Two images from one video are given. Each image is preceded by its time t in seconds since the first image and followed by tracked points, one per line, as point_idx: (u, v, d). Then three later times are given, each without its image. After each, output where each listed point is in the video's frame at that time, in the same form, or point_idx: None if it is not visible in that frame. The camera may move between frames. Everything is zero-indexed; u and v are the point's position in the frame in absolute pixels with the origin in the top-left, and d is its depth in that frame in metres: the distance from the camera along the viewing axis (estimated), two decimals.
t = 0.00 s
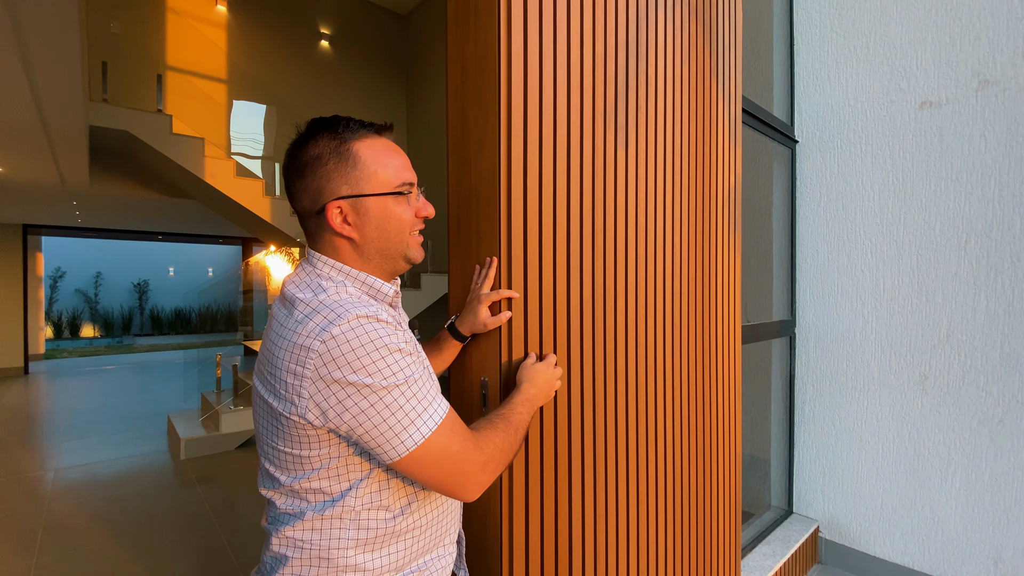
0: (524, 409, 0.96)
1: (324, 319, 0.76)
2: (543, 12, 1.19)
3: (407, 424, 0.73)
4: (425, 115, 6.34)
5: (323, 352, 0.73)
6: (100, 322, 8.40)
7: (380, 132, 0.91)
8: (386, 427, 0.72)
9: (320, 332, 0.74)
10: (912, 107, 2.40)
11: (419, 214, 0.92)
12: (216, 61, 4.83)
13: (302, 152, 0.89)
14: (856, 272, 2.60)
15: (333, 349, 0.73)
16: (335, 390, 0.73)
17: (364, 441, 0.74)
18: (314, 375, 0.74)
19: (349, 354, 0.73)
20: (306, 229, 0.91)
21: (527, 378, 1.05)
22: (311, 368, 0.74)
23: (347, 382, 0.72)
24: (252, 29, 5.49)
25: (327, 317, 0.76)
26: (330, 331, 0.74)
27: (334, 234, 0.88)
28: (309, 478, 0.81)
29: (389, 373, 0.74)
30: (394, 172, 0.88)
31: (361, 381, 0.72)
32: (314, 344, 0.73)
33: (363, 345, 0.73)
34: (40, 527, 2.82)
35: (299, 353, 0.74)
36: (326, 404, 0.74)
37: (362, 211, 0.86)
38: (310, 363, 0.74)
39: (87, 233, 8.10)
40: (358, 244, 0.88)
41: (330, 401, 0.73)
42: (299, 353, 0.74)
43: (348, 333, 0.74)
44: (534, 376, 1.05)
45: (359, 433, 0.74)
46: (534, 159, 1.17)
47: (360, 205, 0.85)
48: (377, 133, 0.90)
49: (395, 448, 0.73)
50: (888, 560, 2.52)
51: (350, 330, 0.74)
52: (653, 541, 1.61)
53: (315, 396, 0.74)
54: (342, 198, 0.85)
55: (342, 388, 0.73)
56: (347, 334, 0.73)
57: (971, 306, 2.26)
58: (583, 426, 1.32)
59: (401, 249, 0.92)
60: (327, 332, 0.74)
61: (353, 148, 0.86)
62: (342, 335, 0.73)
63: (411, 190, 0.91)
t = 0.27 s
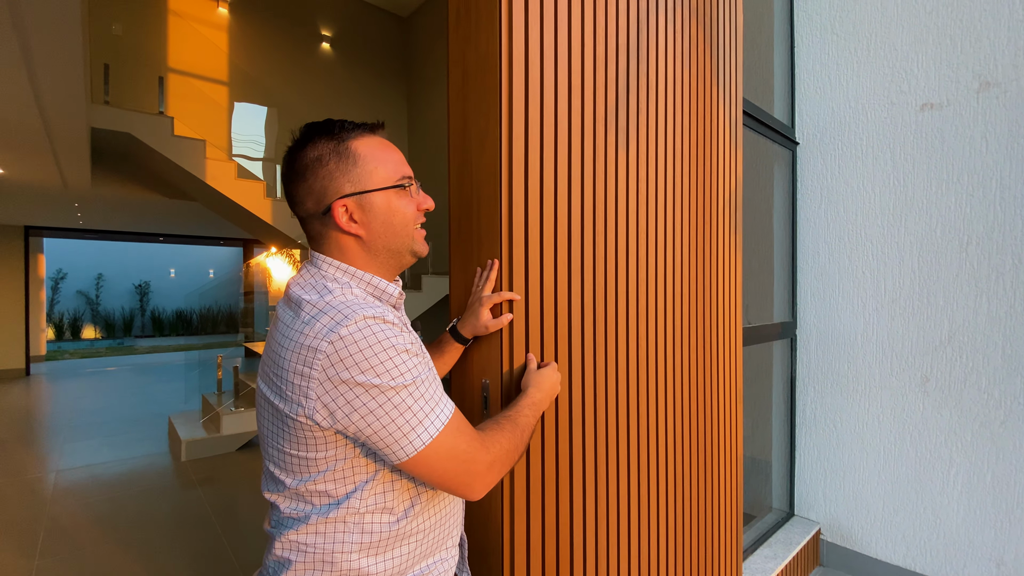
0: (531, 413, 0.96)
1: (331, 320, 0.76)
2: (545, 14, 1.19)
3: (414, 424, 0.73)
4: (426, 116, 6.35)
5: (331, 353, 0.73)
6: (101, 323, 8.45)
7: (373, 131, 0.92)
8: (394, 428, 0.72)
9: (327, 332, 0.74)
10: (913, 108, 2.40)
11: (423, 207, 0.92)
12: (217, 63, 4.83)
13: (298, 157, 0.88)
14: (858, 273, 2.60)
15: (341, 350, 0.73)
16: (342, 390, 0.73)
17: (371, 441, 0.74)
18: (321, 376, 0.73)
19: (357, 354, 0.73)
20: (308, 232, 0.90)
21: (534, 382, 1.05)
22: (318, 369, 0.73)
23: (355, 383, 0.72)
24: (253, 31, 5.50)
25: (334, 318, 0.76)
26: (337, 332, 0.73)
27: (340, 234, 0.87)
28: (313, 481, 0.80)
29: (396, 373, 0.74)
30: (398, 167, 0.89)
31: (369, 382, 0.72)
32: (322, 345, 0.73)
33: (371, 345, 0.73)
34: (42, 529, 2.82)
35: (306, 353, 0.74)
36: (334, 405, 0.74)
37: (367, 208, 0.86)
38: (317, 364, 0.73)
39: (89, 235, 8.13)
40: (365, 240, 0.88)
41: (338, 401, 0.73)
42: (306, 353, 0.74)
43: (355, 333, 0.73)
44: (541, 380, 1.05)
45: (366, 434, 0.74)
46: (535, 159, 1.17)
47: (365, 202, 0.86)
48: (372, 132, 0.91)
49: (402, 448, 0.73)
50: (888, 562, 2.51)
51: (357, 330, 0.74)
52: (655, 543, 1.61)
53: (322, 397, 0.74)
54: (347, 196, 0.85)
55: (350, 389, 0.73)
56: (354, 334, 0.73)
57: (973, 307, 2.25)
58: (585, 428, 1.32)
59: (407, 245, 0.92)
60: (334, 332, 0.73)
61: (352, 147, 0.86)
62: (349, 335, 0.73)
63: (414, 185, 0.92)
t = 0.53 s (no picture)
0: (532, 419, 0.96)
1: (334, 325, 0.75)
2: (547, 16, 1.19)
3: (416, 431, 0.73)
4: (428, 118, 6.35)
5: (334, 359, 0.72)
6: (104, 325, 8.49)
7: (364, 131, 0.89)
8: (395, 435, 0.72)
9: (330, 338, 0.74)
10: (916, 110, 2.39)
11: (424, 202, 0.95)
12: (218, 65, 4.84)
13: (294, 171, 0.83)
14: (860, 275, 2.59)
15: (344, 356, 0.72)
16: (345, 397, 0.72)
17: (373, 448, 0.74)
18: (324, 383, 0.73)
19: (360, 360, 0.72)
20: (315, 244, 0.87)
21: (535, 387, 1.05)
22: (322, 375, 0.73)
23: (358, 389, 0.72)
24: (255, 33, 5.51)
25: (337, 323, 0.75)
26: (341, 337, 0.73)
27: (354, 241, 0.86)
28: (315, 487, 0.80)
29: (398, 380, 0.73)
30: (399, 168, 0.90)
31: (372, 389, 0.72)
32: (325, 351, 0.72)
33: (374, 351, 0.73)
34: (43, 531, 2.82)
35: (309, 359, 0.73)
36: (336, 412, 0.73)
37: (381, 213, 0.86)
38: (320, 370, 0.73)
39: (91, 236, 8.15)
40: (382, 245, 0.88)
41: (340, 408, 0.73)
42: (309, 359, 0.73)
43: (359, 339, 0.73)
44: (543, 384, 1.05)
45: (367, 441, 0.73)
46: (537, 162, 1.16)
47: (379, 206, 0.85)
48: (365, 133, 0.88)
49: (404, 455, 0.72)
50: (891, 565, 2.50)
51: (361, 336, 0.73)
52: (658, 548, 1.60)
53: (324, 403, 0.73)
54: (360, 205, 0.84)
55: (353, 395, 0.72)
56: (358, 341, 0.73)
57: (976, 310, 2.24)
58: (587, 431, 1.31)
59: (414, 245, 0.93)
60: (338, 338, 0.73)
61: (354, 152, 0.84)
62: (353, 341, 0.72)
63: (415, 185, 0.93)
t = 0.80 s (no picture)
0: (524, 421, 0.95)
1: (337, 334, 0.74)
2: (545, 16, 1.18)
3: (416, 444, 0.72)
4: (428, 118, 6.35)
5: (336, 370, 0.71)
6: (105, 325, 8.53)
7: (343, 126, 0.85)
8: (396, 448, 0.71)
9: (333, 348, 0.72)
10: (917, 109, 2.39)
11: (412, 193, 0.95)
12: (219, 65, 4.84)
13: (284, 186, 0.78)
14: (861, 276, 2.58)
15: (347, 368, 0.71)
16: (346, 410, 0.72)
17: (371, 460, 0.73)
18: (325, 394, 0.72)
19: (362, 373, 0.71)
20: (314, 254, 0.84)
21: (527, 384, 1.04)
22: (323, 387, 0.72)
23: (359, 402, 0.71)
24: (256, 34, 5.52)
25: (339, 333, 0.74)
26: (344, 348, 0.72)
27: (356, 246, 0.85)
28: (313, 493, 0.79)
29: (400, 393, 0.73)
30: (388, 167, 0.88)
31: (373, 402, 0.71)
32: (327, 362, 0.71)
33: (377, 363, 0.72)
34: (43, 531, 2.82)
35: (310, 369, 0.72)
36: (335, 423, 0.72)
37: (382, 214, 0.85)
38: (321, 382, 0.72)
39: (92, 237, 8.18)
40: (384, 246, 0.88)
41: (341, 420, 0.72)
42: (310, 369, 0.72)
43: (362, 351, 0.72)
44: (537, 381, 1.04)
45: (367, 452, 0.73)
46: (534, 162, 1.16)
47: (378, 209, 0.85)
48: (345, 129, 0.84)
49: (402, 468, 0.72)
50: (892, 566, 2.49)
51: (364, 348, 0.72)
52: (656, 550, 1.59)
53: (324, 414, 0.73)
54: (361, 211, 0.83)
55: (354, 407, 0.71)
56: (361, 352, 0.72)
57: (977, 310, 2.23)
58: (585, 433, 1.30)
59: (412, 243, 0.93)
60: (340, 349, 0.72)
61: (345, 157, 0.81)
62: (356, 353, 0.72)
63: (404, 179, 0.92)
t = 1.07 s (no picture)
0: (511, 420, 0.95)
1: (329, 344, 0.73)
2: (541, 12, 1.18)
3: (413, 453, 0.71)
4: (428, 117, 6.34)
5: (330, 381, 0.71)
6: (107, 324, 8.55)
7: (328, 123, 0.83)
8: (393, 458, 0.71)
9: (326, 358, 0.72)
10: (918, 106, 2.37)
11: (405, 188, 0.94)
12: (219, 64, 4.84)
13: (269, 192, 0.77)
14: (862, 274, 2.57)
15: (341, 378, 0.70)
16: (341, 420, 0.71)
17: (369, 469, 0.72)
18: (320, 405, 0.71)
19: (356, 383, 0.70)
20: (305, 257, 0.84)
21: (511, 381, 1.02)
22: (317, 398, 0.71)
23: (355, 413, 0.70)
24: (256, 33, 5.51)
25: (332, 341, 0.73)
26: (337, 358, 0.71)
27: (349, 250, 0.85)
28: (311, 496, 0.78)
29: (395, 402, 0.72)
30: (377, 171, 0.86)
31: (368, 412, 0.70)
32: (321, 372, 0.71)
33: (371, 373, 0.71)
34: (42, 530, 2.82)
35: (304, 380, 0.72)
36: (331, 434, 0.72)
37: (374, 217, 0.85)
38: (316, 393, 0.71)
39: (93, 236, 8.19)
40: (376, 247, 0.88)
41: (336, 431, 0.71)
42: (304, 380, 0.72)
43: (356, 361, 0.71)
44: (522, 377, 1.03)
45: (364, 462, 0.72)
46: (531, 158, 1.15)
47: (370, 211, 0.84)
48: (331, 127, 0.82)
49: (400, 477, 0.71)
50: (892, 566, 2.48)
51: (358, 357, 0.72)
52: (655, 551, 1.59)
53: (319, 425, 0.72)
54: (352, 214, 0.82)
55: (349, 418, 0.71)
56: (354, 362, 0.71)
57: (979, 309, 2.22)
58: (583, 432, 1.30)
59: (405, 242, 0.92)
60: (334, 359, 0.71)
61: (331, 159, 0.79)
62: (350, 363, 0.71)
63: (395, 176, 0.91)
